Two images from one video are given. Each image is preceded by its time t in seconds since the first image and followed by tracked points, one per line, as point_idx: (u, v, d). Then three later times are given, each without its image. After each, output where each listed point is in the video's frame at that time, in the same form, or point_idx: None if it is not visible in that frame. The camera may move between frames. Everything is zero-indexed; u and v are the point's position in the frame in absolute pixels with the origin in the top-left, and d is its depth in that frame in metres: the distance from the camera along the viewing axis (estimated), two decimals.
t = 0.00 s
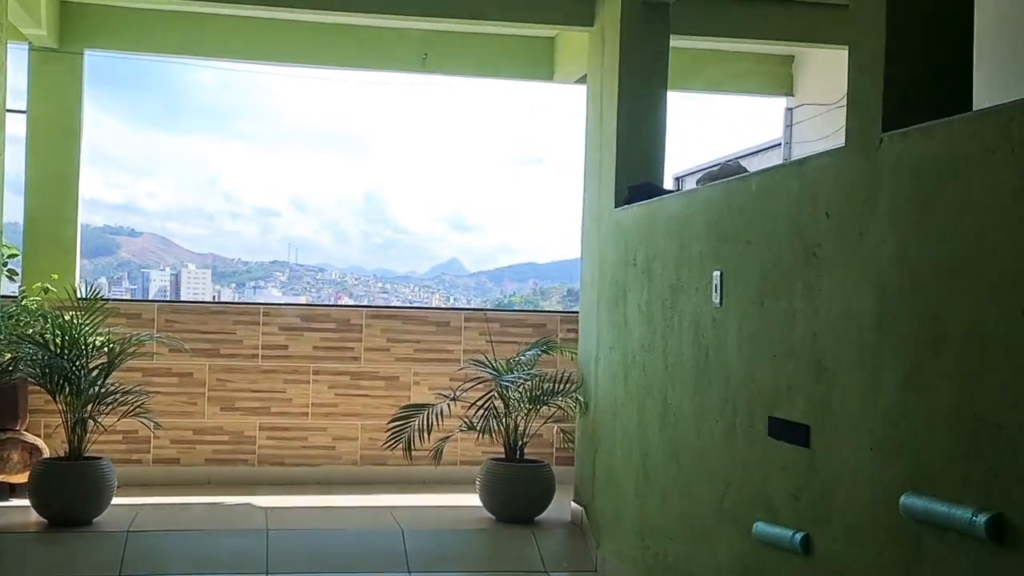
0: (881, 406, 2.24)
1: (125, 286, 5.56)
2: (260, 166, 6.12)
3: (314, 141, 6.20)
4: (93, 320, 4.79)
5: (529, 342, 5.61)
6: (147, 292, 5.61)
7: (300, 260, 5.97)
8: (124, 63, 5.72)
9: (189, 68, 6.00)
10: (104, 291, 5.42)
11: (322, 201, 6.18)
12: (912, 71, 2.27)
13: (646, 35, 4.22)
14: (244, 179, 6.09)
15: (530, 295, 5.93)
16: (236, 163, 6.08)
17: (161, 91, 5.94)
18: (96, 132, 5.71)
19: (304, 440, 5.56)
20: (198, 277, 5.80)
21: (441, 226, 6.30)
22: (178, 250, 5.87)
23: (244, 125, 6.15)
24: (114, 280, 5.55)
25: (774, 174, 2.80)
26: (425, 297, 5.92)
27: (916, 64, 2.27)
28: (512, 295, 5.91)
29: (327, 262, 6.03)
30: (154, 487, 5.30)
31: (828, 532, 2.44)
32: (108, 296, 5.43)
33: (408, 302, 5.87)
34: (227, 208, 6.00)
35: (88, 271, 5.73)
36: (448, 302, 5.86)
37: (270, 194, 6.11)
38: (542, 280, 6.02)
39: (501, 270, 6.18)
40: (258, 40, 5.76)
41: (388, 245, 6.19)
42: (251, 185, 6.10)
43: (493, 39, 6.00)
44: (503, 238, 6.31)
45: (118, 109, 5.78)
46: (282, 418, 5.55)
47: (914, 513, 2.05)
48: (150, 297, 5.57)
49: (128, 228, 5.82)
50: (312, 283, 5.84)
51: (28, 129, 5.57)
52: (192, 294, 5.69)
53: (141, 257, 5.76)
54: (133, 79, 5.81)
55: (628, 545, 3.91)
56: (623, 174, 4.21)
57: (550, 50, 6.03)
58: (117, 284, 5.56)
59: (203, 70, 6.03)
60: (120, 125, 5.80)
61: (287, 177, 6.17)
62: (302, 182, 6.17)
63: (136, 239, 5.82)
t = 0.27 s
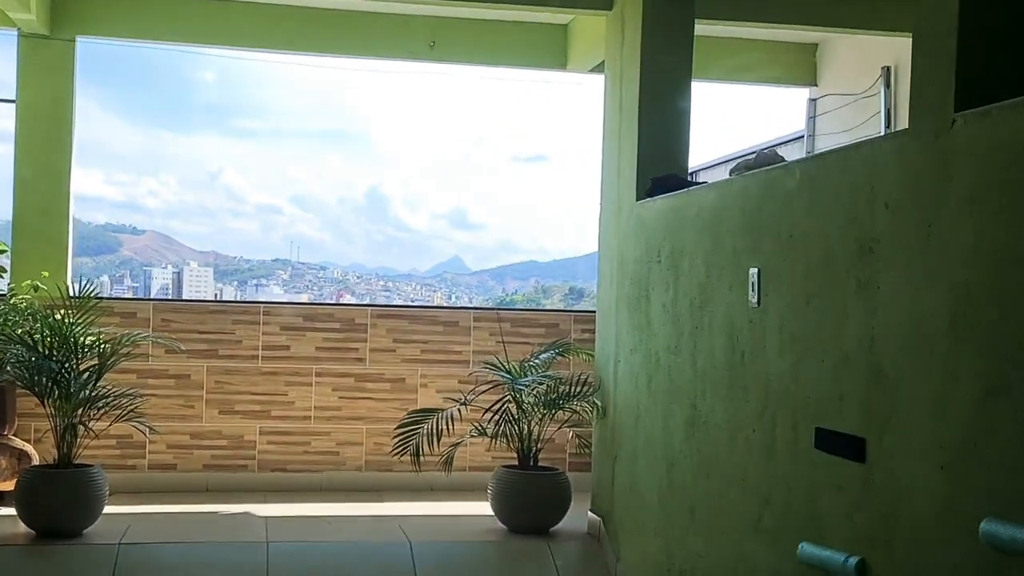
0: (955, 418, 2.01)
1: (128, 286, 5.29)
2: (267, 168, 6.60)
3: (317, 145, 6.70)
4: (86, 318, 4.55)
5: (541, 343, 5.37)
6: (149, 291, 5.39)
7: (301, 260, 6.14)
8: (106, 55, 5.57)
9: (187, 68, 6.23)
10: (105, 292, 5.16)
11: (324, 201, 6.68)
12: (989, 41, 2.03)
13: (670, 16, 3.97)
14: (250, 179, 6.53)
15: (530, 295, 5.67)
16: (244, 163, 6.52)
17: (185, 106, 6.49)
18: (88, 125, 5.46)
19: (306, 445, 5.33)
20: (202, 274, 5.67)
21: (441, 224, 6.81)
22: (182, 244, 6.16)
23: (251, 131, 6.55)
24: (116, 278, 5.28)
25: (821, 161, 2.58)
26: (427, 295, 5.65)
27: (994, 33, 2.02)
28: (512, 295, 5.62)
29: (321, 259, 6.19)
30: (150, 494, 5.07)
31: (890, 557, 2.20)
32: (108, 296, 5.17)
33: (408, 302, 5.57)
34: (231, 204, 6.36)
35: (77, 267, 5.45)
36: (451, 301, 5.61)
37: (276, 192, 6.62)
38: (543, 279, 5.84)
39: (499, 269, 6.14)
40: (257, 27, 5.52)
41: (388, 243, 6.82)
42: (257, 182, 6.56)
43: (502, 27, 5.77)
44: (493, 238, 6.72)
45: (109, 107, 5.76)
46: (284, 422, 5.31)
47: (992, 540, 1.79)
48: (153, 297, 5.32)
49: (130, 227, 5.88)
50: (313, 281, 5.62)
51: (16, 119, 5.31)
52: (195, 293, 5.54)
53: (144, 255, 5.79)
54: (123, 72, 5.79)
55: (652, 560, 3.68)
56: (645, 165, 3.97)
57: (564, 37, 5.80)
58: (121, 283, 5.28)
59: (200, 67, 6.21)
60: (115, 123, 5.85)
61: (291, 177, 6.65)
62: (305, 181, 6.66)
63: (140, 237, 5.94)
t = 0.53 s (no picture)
0: None
1: (129, 282, 5.04)
2: (269, 163, 6.00)
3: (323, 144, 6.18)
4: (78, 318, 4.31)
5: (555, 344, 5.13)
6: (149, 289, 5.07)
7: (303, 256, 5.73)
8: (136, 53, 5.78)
9: (192, 65, 5.95)
10: (99, 289, 4.92)
11: (327, 198, 6.05)
12: None
13: None
14: (254, 176, 5.96)
15: (536, 293, 5.44)
16: (247, 159, 5.97)
17: (185, 103, 6.08)
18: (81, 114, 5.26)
19: (310, 450, 5.10)
20: (204, 271, 5.38)
21: (444, 224, 6.27)
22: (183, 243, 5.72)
23: (255, 125, 6.11)
24: (115, 274, 5.02)
25: (875, 146, 2.35)
26: (430, 293, 5.35)
27: None
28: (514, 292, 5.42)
29: (326, 253, 5.90)
30: (145, 501, 4.84)
31: None
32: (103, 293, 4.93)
33: (406, 301, 5.28)
34: (233, 200, 5.87)
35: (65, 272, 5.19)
36: (453, 298, 5.37)
37: (281, 189, 6.01)
38: (546, 278, 5.63)
39: (503, 265, 5.89)
40: (259, 13, 5.30)
41: (391, 241, 6.17)
42: (263, 181, 5.98)
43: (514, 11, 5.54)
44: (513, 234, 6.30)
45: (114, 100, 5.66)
46: (286, 426, 5.08)
47: None
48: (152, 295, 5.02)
49: (134, 224, 5.58)
50: (316, 277, 5.39)
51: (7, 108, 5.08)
52: (196, 291, 5.23)
53: (147, 251, 5.44)
54: (120, 69, 5.62)
55: None
56: (670, 154, 3.74)
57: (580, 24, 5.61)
58: (121, 279, 5.02)
59: (203, 60, 5.91)
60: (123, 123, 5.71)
61: (296, 174, 6.07)
62: (310, 178, 6.09)
63: (142, 235, 5.55)
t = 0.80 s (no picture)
0: None
1: (133, 278, 4.90)
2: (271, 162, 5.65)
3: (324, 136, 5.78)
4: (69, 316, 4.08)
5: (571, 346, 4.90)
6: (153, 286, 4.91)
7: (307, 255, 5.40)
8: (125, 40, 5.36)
9: (196, 62, 5.60)
10: (99, 289, 4.80)
11: (329, 198, 5.69)
12: None
13: None
14: (256, 176, 5.61)
15: (538, 289, 5.27)
16: (252, 157, 5.62)
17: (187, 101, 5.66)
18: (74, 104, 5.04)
19: (314, 456, 4.86)
20: (208, 271, 5.12)
21: (445, 220, 5.87)
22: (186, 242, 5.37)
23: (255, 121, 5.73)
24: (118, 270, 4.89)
25: (945, 129, 2.11)
26: (433, 292, 5.18)
27: None
28: (516, 289, 5.25)
29: (331, 252, 5.50)
30: (142, 510, 4.61)
31: None
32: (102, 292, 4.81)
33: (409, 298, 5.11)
34: (235, 197, 5.50)
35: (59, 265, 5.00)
36: (456, 297, 5.20)
37: (282, 187, 5.68)
38: (546, 272, 5.42)
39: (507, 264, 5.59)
40: None
41: (390, 239, 5.71)
42: (265, 180, 5.64)
43: None
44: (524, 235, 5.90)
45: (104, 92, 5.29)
46: (289, 431, 4.84)
47: None
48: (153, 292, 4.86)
49: (136, 223, 5.21)
50: (318, 273, 5.17)
51: None
52: (198, 290, 4.97)
53: (150, 250, 5.13)
54: (111, 59, 5.33)
55: None
56: (699, 143, 3.51)
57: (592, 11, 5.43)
58: (125, 276, 4.89)
59: (208, 60, 5.61)
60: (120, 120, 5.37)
61: (296, 170, 5.71)
62: (315, 175, 5.75)
63: (144, 233, 5.22)
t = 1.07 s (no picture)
0: None
1: (136, 276, 4.67)
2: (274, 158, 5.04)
3: (325, 131, 5.14)
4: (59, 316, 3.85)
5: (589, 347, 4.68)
6: (158, 284, 4.70)
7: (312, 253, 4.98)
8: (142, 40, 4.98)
9: (198, 60, 5.06)
10: (104, 288, 4.62)
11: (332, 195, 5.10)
12: None
13: None
14: (259, 172, 5.03)
15: (543, 286, 5.10)
16: (254, 156, 5.02)
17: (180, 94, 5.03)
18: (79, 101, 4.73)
19: (319, 463, 4.64)
20: (211, 269, 4.81)
21: (452, 219, 5.22)
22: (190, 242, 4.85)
23: (257, 120, 5.10)
24: (121, 268, 4.66)
25: None
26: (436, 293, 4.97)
27: None
28: (522, 285, 5.07)
29: (335, 253, 5.02)
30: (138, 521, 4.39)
31: None
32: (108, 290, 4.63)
33: (412, 298, 4.95)
34: (239, 196, 4.97)
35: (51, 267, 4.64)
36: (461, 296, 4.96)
37: (286, 185, 5.06)
38: (553, 271, 5.17)
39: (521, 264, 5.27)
40: None
41: (398, 238, 5.11)
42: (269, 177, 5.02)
43: None
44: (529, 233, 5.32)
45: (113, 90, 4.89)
46: (293, 437, 4.62)
47: None
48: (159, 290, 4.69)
49: (140, 218, 4.79)
50: (323, 272, 4.91)
51: None
52: (201, 288, 4.75)
53: (154, 249, 4.75)
54: (125, 64, 4.95)
55: None
56: (731, 131, 3.26)
57: None
58: (128, 274, 4.66)
59: (214, 57, 5.08)
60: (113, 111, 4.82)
61: (301, 168, 5.07)
62: (319, 174, 5.10)
63: (149, 230, 4.79)
